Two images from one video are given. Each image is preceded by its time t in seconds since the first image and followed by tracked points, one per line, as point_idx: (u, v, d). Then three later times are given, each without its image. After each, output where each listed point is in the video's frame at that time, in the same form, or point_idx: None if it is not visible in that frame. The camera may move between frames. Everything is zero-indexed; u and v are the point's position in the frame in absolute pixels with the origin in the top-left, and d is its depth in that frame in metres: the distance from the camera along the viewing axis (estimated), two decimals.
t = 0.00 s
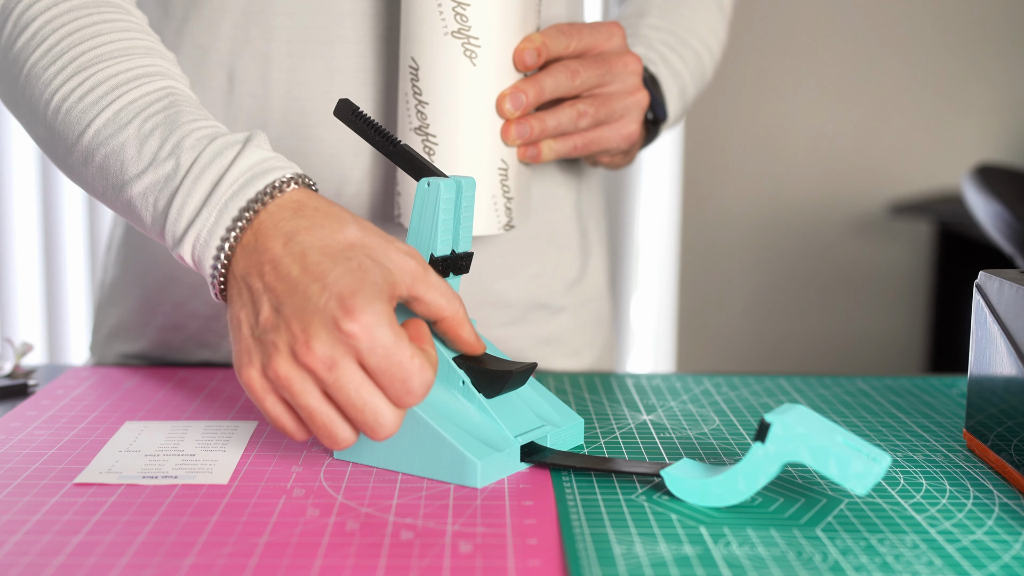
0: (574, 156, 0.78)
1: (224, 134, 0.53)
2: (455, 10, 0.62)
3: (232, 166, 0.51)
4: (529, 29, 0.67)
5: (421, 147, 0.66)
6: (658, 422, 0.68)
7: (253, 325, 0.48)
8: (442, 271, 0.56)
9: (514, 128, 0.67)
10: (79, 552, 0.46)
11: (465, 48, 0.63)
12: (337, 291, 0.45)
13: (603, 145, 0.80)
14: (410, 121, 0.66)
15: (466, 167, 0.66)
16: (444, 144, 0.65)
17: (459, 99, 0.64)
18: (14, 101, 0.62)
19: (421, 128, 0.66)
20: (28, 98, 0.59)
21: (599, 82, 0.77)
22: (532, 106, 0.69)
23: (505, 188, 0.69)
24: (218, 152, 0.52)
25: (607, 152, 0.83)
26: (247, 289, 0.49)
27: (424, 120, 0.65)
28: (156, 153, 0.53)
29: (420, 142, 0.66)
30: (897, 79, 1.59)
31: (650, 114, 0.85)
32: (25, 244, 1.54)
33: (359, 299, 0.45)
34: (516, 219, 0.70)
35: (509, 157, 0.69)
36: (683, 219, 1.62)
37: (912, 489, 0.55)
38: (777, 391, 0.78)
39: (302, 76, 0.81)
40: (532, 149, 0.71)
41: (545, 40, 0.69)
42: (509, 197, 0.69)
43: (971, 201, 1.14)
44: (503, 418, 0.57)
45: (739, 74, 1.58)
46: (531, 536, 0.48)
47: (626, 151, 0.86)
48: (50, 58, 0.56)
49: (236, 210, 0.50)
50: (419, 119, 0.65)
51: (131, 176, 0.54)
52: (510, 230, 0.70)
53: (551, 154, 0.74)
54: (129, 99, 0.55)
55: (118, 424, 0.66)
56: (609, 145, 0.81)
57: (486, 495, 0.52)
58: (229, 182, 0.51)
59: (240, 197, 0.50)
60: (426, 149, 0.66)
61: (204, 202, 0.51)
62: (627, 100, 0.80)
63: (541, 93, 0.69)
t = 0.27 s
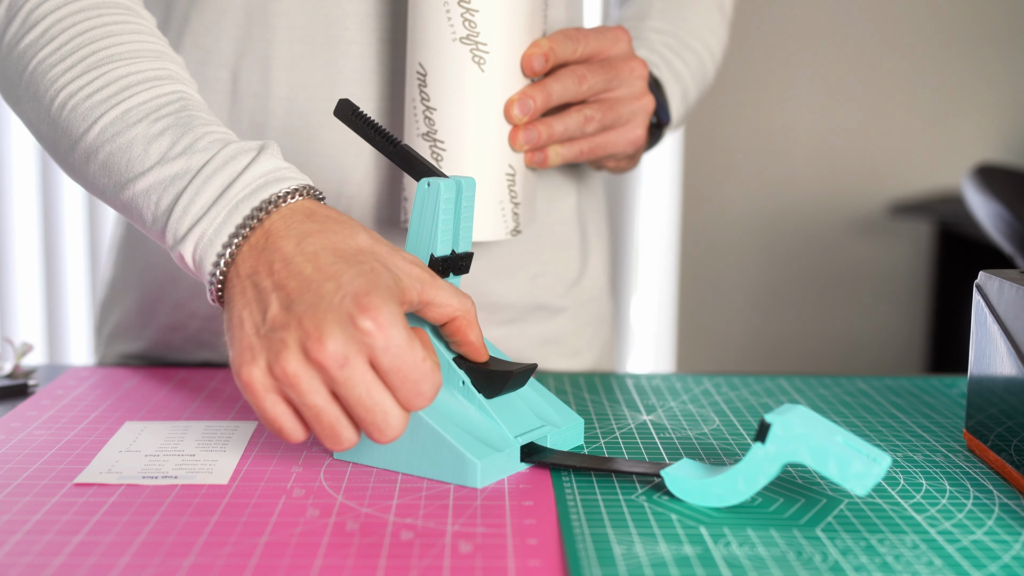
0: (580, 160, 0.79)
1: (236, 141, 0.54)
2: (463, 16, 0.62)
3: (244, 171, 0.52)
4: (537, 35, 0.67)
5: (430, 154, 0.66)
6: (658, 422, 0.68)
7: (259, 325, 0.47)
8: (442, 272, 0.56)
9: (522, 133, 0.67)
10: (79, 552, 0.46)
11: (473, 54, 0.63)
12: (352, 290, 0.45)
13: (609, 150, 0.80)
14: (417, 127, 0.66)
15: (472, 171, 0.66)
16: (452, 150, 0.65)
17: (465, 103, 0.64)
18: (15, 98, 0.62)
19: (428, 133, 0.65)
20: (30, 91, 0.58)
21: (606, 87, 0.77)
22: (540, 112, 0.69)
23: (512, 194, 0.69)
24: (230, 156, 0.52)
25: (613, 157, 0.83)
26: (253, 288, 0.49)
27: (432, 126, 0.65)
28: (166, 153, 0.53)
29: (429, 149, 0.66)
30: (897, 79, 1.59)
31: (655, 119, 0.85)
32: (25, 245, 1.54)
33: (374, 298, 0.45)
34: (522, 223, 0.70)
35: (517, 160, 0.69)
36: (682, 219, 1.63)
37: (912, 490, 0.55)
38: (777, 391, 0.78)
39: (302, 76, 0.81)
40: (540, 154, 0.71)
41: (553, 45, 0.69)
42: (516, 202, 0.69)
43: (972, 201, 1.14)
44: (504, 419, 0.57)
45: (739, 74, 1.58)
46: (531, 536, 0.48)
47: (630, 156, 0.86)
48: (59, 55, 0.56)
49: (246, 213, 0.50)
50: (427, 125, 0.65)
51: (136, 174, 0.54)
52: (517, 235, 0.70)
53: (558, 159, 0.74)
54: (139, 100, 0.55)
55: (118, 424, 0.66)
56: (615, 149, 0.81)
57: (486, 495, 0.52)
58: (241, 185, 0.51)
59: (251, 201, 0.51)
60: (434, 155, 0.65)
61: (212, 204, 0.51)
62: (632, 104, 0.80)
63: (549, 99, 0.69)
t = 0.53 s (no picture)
0: (584, 158, 0.79)
1: (236, 120, 0.54)
2: (468, 11, 0.62)
3: (245, 151, 0.52)
4: (540, 31, 0.68)
5: (434, 151, 0.66)
6: (658, 422, 0.68)
7: (266, 312, 0.47)
8: (442, 271, 0.56)
9: (526, 130, 0.68)
10: (78, 552, 0.46)
11: (478, 49, 0.63)
12: (366, 281, 0.46)
13: (613, 148, 0.80)
14: (421, 124, 0.66)
15: (477, 170, 0.66)
16: (456, 147, 0.65)
17: (469, 101, 0.64)
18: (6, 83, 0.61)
19: (432, 130, 0.65)
20: (20, 71, 0.58)
21: (610, 85, 0.77)
22: (544, 109, 0.69)
23: (516, 192, 0.68)
24: (230, 136, 0.52)
25: (617, 155, 0.83)
26: (259, 273, 0.49)
27: (435, 123, 0.65)
28: (165, 132, 0.53)
29: (433, 147, 0.66)
30: (897, 79, 1.59)
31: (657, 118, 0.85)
32: (25, 246, 1.53)
33: (389, 290, 0.47)
34: (526, 222, 0.70)
35: (521, 157, 0.69)
36: (682, 219, 1.63)
37: (912, 490, 0.55)
38: (777, 391, 0.78)
39: (302, 77, 0.81)
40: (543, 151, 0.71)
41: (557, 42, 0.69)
42: (519, 200, 0.69)
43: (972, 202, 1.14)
44: (504, 419, 0.57)
45: (739, 74, 1.58)
46: (531, 536, 0.48)
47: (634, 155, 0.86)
48: (53, 35, 0.56)
49: (248, 195, 0.50)
50: (431, 122, 0.65)
51: (134, 154, 0.54)
52: (521, 233, 0.70)
53: (561, 157, 0.74)
54: (137, 81, 0.55)
55: (118, 424, 0.66)
56: (618, 148, 0.81)
57: (486, 496, 0.52)
58: (243, 164, 0.51)
59: (253, 182, 0.50)
60: (438, 153, 0.65)
61: (212, 184, 0.51)
62: (636, 102, 0.80)
63: (553, 96, 0.69)
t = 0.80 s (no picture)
0: (589, 163, 0.79)
1: (248, 114, 0.53)
2: (475, 16, 0.62)
3: (257, 144, 0.51)
4: (547, 36, 0.67)
5: (440, 156, 0.66)
6: (658, 422, 0.68)
7: (267, 315, 0.47)
8: (442, 271, 0.56)
9: (532, 135, 0.68)
10: (78, 552, 0.46)
11: (485, 54, 0.63)
12: (376, 302, 0.47)
13: (616, 152, 0.81)
14: (427, 128, 0.66)
15: (482, 173, 0.66)
16: (462, 151, 0.65)
17: (475, 105, 0.64)
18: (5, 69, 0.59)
19: (439, 135, 0.65)
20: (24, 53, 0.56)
21: (615, 90, 0.78)
22: (550, 114, 0.69)
23: (521, 196, 0.68)
24: (243, 130, 0.51)
25: (620, 160, 0.83)
26: (264, 273, 0.48)
27: (442, 127, 0.65)
28: (174, 121, 0.52)
29: (439, 152, 0.66)
30: (897, 78, 1.59)
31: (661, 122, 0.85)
32: (25, 246, 1.53)
33: (396, 312, 0.47)
34: (530, 226, 0.70)
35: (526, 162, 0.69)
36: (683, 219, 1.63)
37: (912, 490, 0.55)
38: (777, 391, 0.78)
39: (303, 78, 0.81)
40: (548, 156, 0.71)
41: (564, 47, 0.69)
42: (525, 205, 0.69)
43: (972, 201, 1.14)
44: (503, 419, 0.57)
45: (740, 74, 1.58)
46: (531, 536, 0.48)
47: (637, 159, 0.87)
48: (60, 19, 0.54)
49: (259, 188, 0.49)
50: (437, 127, 0.65)
51: (140, 142, 0.52)
52: (526, 238, 0.70)
53: (565, 161, 0.74)
54: (146, 68, 0.53)
55: (118, 424, 0.66)
56: (622, 152, 0.81)
57: (486, 495, 0.52)
58: (255, 158, 0.50)
59: (265, 175, 0.50)
60: (444, 157, 0.65)
61: (222, 174, 0.50)
62: (640, 107, 0.80)
63: (559, 101, 0.69)
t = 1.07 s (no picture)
0: (588, 166, 0.79)
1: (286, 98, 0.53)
2: (475, 18, 0.62)
3: (298, 128, 0.50)
4: (547, 38, 0.67)
5: (440, 157, 0.66)
6: (658, 422, 0.68)
7: (309, 295, 0.47)
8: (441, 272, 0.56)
9: (531, 138, 0.68)
10: (78, 552, 0.46)
11: (485, 57, 0.63)
12: (420, 290, 0.46)
13: (616, 155, 0.81)
14: (427, 130, 0.66)
15: (482, 174, 0.66)
16: (462, 153, 0.65)
17: (474, 106, 0.64)
18: (24, 57, 0.58)
19: (439, 137, 0.65)
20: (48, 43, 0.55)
21: (615, 93, 0.78)
22: (550, 117, 0.69)
23: (521, 198, 0.68)
24: (282, 112, 0.51)
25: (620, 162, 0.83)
26: (309, 255, 0.47)
27: (442, 129, 0.65)
28: (210, 105, 0.51)
29: (438, 153, 0.66)
30: (897, 79, 1.59)
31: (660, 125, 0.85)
32: (26, 246, 1.53)
33: (440, 302, 0.47)
34: (530, 228, 0.70)
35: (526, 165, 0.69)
36: (683, 220, 1.63)
37: (912, 490, 0.55)
38: (777, 391, 0.78)
39: (302, 79, 0.81)
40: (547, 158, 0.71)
41: (564, 50, 0.69)
42: (525, 208, 0.69)
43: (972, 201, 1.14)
44: (503, 418, 0.57)
45: (740, 74, 1.58)
46: (530, 536, 0.48)
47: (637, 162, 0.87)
48: (89, 7, 0.54)
49: (304, 172, 0.48)
50: (437, 128, 0.65)
51: (174, 127, 0.51)
52: (525, 240, 0.70)
53: (565, 164, 0.74)
54: (178, 53, 0.53)
55: (118, 424, 0.66)
56: (622, 155, 0.81)
57: (486, 495, 0.52)
58: (298, 140, 0.49)
59: (309, 158, 0.49)
60: (444, 159, 0.66)
61: (263, 157, 0.49)
62: (640, 109, 0.80)
63: (559, 104, 0.69)
